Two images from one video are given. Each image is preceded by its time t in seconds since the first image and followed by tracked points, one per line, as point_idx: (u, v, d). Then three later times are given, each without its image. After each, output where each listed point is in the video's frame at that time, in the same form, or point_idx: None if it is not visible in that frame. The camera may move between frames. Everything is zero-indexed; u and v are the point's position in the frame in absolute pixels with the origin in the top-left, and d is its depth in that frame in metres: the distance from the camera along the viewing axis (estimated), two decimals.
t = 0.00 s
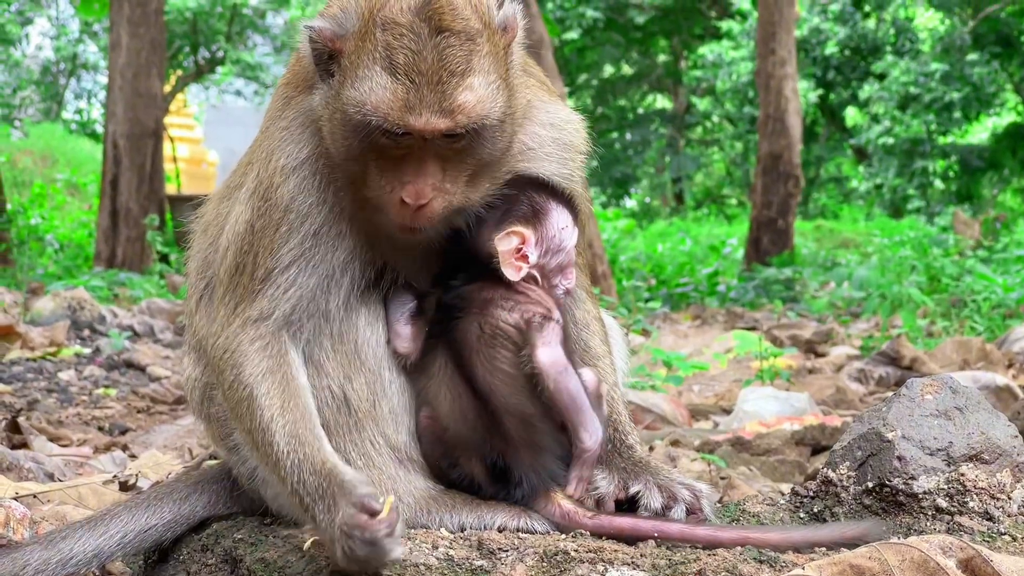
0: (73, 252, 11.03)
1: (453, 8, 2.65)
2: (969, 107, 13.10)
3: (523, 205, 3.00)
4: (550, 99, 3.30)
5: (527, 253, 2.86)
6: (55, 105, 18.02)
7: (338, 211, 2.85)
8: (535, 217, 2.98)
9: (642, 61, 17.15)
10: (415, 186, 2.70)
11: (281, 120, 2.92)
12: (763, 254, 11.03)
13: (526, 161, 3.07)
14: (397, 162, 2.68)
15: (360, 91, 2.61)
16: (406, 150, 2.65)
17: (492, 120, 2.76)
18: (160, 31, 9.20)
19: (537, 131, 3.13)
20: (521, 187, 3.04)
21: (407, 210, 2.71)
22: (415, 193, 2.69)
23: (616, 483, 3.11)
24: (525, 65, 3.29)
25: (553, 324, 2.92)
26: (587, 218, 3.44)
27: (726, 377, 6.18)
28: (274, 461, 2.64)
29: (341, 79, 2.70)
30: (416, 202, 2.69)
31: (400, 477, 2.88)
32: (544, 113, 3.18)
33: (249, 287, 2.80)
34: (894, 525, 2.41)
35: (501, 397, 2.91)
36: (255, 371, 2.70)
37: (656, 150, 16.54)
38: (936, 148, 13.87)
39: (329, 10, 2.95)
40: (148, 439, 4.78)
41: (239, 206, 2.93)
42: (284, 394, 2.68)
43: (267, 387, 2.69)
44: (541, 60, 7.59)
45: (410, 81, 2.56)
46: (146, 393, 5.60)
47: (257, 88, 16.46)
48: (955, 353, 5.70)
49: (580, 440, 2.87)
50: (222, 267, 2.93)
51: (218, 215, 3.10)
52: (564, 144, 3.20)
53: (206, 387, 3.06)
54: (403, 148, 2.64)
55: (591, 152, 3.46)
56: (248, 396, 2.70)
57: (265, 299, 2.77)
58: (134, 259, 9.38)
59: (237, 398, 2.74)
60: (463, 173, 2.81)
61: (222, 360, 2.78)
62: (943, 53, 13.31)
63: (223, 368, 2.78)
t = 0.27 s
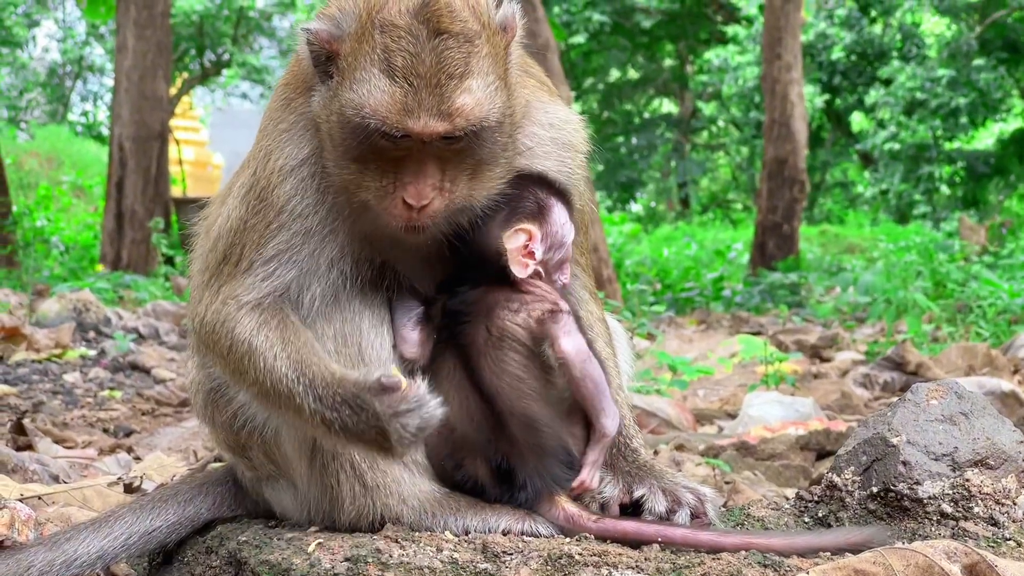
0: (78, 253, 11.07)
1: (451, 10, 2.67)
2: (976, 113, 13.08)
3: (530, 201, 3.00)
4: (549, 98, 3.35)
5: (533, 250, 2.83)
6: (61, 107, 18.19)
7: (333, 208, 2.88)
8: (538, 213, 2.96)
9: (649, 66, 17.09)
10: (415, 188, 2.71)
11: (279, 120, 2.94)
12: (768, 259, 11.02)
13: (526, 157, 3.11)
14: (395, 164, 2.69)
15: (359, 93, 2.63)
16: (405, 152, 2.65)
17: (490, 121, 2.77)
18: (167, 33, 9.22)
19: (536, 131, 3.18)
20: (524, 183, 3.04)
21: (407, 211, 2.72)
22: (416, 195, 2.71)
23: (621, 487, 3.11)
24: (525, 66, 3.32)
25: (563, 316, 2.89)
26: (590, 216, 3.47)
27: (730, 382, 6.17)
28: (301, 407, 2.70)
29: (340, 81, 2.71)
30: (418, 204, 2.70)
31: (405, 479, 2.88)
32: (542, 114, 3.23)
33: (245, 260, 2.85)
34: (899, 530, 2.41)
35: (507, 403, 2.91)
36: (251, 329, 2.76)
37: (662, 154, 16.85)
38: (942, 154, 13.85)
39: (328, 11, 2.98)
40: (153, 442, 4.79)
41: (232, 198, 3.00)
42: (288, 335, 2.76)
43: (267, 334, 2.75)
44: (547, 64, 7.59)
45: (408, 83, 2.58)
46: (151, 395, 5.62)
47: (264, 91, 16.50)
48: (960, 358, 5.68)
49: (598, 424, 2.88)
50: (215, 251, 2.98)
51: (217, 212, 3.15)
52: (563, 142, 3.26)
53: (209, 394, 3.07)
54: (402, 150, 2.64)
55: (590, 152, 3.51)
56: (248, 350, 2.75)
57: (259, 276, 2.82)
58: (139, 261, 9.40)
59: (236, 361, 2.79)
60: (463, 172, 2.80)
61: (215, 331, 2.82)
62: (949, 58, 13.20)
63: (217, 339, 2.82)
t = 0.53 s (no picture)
0: (83, 255, 11.09)
1: (457, 22, 2.70)
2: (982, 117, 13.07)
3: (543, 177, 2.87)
4: (552, 96, 3.36)
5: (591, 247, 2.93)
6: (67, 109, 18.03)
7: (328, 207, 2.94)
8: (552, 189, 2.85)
9: (655, 70, 16.89)
10: (411, 197, 2.70)
11: (283, 116, 2.99)
12: (773, 263, 11.01)
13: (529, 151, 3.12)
14: (394, 171, 2.69)
15: (360, 99, 2.64)
16: (404, 159, 2.65)
17: (491, 134, 2.79)
18: (173, 36, 9.24)
19: (540, 130, 3.20)
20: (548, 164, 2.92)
21: (402, 219, 2.71)
22: (411, 203, 2.70)
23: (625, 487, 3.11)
24: (528, 65, 3.34)
25: (591, 322, 2.81)
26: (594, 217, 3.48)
27: (735, 385, 6.17)
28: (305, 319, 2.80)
29: (342, 83, 2.74)
30: (414, 212, 2.69)
31: (409, 479, 2.89)
32: (546, 113, 3.25)
33: (241, 215, 2.98)
34: (902, 532, 2.41)
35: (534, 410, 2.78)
36: (248, 259, 2.83)
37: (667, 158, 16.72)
38: (949, 158, 13.82)
39: (333, 13, 3.01)
40: (158, 442, 4.80)
41: (227, 176, 3.12)
42: (287, 254, 2.83)
43: (264, 257, 2.83)
44: (553, 67, 7.59)
45: (410, 93, 2.59)
46: (155, 396, 5.63)
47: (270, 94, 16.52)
48: (966, 362, 5.67)
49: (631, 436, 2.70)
50: (205, 215, 3.09)
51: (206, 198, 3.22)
52: (567, 140, 3.27)
53: (209, 389, 3.09)
54: (400, 157, 2.64)
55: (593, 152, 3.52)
56: (245, 276, 2.82)
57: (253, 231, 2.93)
58: (145, 263, 9.42)
59: (230, 296, 2.87)
60: (460, 183, 2.79)
61: (207, 275, 2.90)
62: (955, 63, 13.31)
63: (210, 280, 2.90)
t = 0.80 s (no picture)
0: (89, 256, 11.10)
1: (445, 40, 2.68)
2: (988, 121, 13.06)
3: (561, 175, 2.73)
4: (553, 99, 3.38)
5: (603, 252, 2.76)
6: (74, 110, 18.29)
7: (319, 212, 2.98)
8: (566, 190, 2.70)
9: (662, 73, 16.97)
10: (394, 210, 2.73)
11: (278, 121, 3.01)
12: (779, 266, 10.99)
13: (526, 158, 3.14)
14: (378, 184, 2.67)
15: (344, 115, 2.64)
16: (388, 173, 2.63)
17: (478, 151, 2.74)
18: (179, 37, 9.25)
19: (536, 134, 3.21)
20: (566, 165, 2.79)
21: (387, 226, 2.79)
22: (395, 215, 2.75)
23: (625, 488, 3.10)
24: (526, 68, 3.36)
25: (591, 322, 2.65)
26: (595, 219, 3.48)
27: (739, 388, 6.16)
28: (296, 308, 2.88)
29: (330, 97, 2.74)
30: (399, 223, 2.77)
31: (411, 479, 2.89)
32: (543, 116, 3.26)
33: (236, 209, 3.05)
34: (904, 534, 2.40)
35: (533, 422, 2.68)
36: (239, 252, 2.92)
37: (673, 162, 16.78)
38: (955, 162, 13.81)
39: (329, 24, 3.01)
40: (162, 443, 4.81)
41: (223, 173, 3.17)
42: (279, 250, 2.92)
43: (256, 251, 2.92)
44: (559, 69, 7.60)
45: (393, 111, 2.57)
46: (160, 397, 5.64)
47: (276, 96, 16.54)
48: (970, 366, 5.66)
49: (629, 419, 2.51)
50: (200, 209, 3.15)
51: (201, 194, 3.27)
52: (565, 142, 3.27)
53: (212, 387, 3.13)
54: (385, 171, 2.62)
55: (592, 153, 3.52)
56: (237, 269, 2.91)
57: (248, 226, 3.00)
58: (151, 264, 9.44)
59: (225, 288, 2.96)
60: (447, 197, 2.74)
61: (202, 267, 2.98)
62: (961, 67, 13.24)
63: (205, 272, 2.98)
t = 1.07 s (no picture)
0: (96, 258, 11.12)
1: (429, 52, 2.59)
2: (995, 124, 13.03)
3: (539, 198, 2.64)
4: (556, 100, 3.38)
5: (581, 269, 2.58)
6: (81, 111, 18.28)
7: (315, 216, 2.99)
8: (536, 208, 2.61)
9: (668, 76, 17.23)
10: (390, 223, 2.67)
11: (276, 126, 2.99)
12: (785, 269, 10.97)
13: (528, 162, 3.14)
14: (375, 197, 2.63)
15: (334, 133, 2.58)
16: (382, 188, 2.58)
17: (469, 160, 2.67)
18: (186, 39, 9.26)
19: (538, 136, 3.20)
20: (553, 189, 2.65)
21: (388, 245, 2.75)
22: (393, 230, 2.68)
23: (627, 488, 3.13)
24: (526, 69, 3.36)
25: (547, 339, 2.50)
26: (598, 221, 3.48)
27: (744, 390, 6.15)
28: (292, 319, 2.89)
29: (320, 113, 2.69)
30: (397, 238, 2.69)
31: (411, 480, 2.89)
32: (546, 118, 3.26)
33: (237, 212, 3.05)
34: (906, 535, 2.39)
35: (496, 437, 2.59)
36: (236, 259, 2.92)
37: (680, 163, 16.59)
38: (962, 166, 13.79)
39: (322, 33, 2.95)
40: (166, 443, 4.82)
41: (222, 175, 3.16)
42: (274, 259, 2.93)
43: (251, 260, 2.92)
44: (567, 72, 7.62)
45: (380, 127, 2.50)
46: (165, 398, 5.66)
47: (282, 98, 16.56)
48: (976, 369, 5.66)
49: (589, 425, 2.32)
50: (201, 209, 3.15)
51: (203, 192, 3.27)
52: (567, 144, 3.27)
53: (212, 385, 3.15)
54: (379, 185, 2.57)
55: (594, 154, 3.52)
56: (235, 276, 2.92)
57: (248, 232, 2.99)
58: (157, 265, 9.47)
59: (223, 292, 2.97)
60: (444, 208, 2.68)
61: (200, 270, 2.98)
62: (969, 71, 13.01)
63: (203, 275, 2.98)
